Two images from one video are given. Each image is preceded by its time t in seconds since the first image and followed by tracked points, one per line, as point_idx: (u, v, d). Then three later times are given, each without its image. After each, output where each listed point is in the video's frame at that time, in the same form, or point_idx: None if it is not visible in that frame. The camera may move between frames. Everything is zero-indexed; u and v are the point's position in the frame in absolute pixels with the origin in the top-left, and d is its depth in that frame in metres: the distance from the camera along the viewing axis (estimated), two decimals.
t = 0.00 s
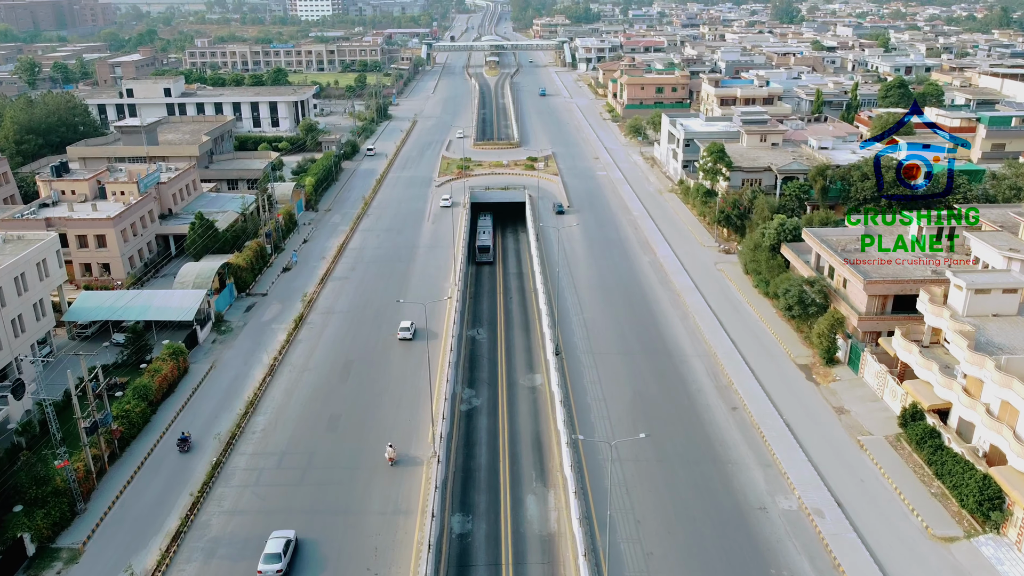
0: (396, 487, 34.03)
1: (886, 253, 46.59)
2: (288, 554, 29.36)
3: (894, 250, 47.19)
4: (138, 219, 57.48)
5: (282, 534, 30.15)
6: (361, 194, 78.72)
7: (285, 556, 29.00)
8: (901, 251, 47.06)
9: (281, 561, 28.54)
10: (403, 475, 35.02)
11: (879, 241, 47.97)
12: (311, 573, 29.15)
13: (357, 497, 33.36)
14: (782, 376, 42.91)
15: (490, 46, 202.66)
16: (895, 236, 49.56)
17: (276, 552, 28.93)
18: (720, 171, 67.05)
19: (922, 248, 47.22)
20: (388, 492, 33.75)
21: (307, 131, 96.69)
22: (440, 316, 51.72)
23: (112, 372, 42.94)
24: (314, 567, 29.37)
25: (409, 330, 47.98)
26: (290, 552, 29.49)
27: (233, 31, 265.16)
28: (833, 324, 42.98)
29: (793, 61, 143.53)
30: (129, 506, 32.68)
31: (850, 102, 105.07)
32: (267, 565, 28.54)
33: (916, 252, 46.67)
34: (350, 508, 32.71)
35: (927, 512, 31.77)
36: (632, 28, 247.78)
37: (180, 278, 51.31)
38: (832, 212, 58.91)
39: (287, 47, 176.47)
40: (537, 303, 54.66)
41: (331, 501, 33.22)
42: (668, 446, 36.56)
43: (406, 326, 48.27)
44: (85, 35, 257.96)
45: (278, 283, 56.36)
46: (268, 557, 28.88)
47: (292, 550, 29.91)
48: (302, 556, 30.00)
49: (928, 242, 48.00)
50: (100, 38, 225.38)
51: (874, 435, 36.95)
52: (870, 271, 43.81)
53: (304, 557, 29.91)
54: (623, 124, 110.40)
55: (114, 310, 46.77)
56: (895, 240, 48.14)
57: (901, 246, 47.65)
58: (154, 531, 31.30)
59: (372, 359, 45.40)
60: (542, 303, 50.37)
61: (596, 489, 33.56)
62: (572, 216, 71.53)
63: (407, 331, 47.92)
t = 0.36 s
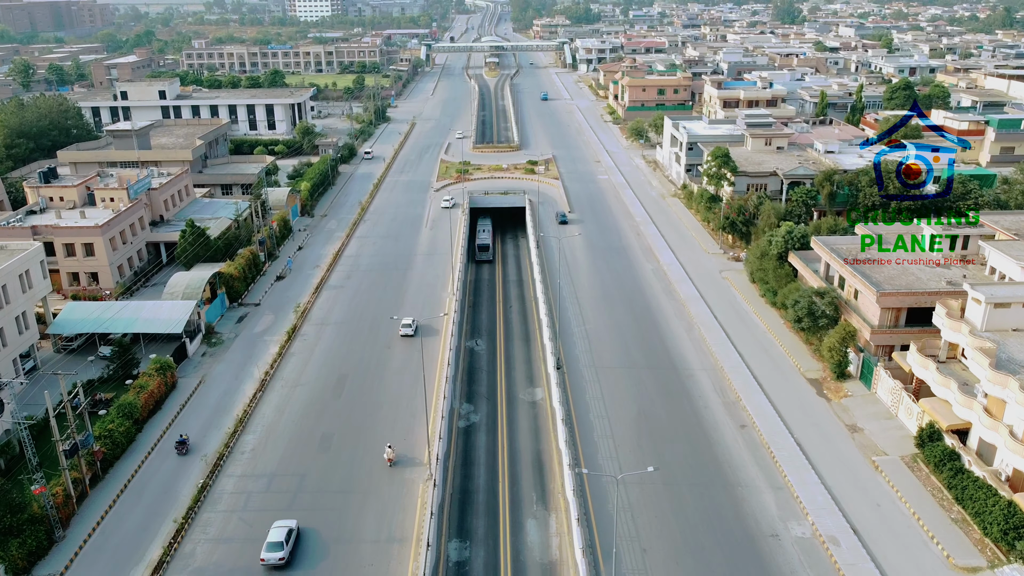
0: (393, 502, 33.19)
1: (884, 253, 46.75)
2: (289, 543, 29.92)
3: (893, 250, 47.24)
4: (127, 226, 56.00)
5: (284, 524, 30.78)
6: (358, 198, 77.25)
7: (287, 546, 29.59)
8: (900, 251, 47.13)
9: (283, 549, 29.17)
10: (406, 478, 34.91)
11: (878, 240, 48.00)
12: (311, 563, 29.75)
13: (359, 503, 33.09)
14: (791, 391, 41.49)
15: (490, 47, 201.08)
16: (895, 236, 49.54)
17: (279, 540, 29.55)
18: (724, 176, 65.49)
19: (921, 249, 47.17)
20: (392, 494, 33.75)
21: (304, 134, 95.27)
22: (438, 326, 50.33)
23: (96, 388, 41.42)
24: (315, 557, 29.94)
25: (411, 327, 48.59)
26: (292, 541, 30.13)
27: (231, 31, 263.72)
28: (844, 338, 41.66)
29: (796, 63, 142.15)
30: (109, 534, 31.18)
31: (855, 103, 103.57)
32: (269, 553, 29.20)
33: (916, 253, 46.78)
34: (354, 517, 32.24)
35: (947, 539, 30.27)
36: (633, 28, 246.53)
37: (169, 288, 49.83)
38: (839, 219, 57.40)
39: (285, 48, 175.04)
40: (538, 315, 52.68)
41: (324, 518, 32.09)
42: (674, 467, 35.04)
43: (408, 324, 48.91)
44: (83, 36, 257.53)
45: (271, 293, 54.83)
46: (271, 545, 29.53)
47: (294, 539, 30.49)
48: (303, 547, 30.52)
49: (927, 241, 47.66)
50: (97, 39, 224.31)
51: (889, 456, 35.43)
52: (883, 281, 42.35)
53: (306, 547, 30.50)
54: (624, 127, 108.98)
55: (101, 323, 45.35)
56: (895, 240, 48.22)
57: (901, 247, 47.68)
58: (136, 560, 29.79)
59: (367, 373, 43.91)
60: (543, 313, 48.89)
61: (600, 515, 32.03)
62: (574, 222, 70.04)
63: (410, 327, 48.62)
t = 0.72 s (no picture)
0: (390, 510, 32.80)
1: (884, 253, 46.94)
2: (291, 533, 30.59)
3: (893, 250, 47.39)
4: (117, 234, 54.48)
5: (286, 514, 31.39)
6: (355, 204, 75.76)
7: (289, 534, 30.25)
8: (901, 251, 47.33)
9: (285, 538, 29.79)
10: (405, 475, 35.19)
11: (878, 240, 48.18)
12: (312, 552, 30.38)
13: (361, 499, 33.48)
14: (801, 407, 39.93)
15: (490, 48, 199.60)
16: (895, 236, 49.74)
17: (281, 530, 30.18)
18: (729, 181, 63.86)
19: (921, 248, 47.30)
20: (388, 494, 33.85)
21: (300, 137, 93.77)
22: (434, 337, 48.81)
23: (79, 406, 39.76)
24: (316, 546, 30.57)
25: (413, 323, 49.02)
26: (294, 530, 30.77)
27: (230, 33, 262.48)
28: (856, 352, 40.08)
29: (799, 64, 140.64)
30: (89, 563, 29.68)
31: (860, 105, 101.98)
32: (272, 542, 29.81)
33: (916, 252, 46.98)
34: (358, 512, 32.63)
35: (970, 570, 28.76)
36: (633, 29, 245.07)
37: (158, 299, 48.31)
38: (848, 226, 55.81)
39: (283, 50, 173.57)
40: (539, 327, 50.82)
41: (321, 520, 32.13)
42: (682, 492, 33.46)
43: (410, 320, 49.50)
44: (81, 37, 256.28)
45: (264, 303, 53.28)
46: (273, 534, 30.14)
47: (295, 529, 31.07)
48: (304, 536, 31.15)
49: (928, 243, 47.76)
50: (95, 40, 223.25)
51: (906, 478, 33.89)
52: (897, 293, 40.84)
53: (307, 537, 31.20)
54: (626, 129, 107.45)
55: (86, 336, 43.89)
56: (896, 239, 48.44)
57: (901, 247, 47.88)
58: None
59: (361, 389, 42.33)
60: (544, 325, 47.32)
61: (604, 543, 30.48)
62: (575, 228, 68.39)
63: (411, 324, 49.14)
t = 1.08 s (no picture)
0: (384, 509, 33.18)
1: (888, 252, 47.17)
2: (293, 523, 31.38)
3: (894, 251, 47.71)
4: (105, 243, 52.96)
5: (287, 505, 32.19)
6: (351, 209, 74.26)
7: (290, 525, 30.99)
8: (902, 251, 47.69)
9: (287, 528, 30.56)
10: (404, 476, 35.57)
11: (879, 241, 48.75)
12: (314, 540, 31.28)
13: (361, 498, 33.87)
14: (812, 425, 38.41)
15: (489, 49, 198.34)
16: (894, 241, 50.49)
17: (283, 520, 30.96)
18: (734, 188, 62.23)
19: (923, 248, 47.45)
20: (389, 494, 34.24)
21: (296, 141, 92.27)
22: (430, 349, 47.34)
23: (62, 425, 38.26)
24: (317, 536, 31.39)
25: (415, 320, 49.67)
26: (295, 521, 31.56)
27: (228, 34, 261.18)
28: (869, 368, 38.43)
29: (802, 65, 139.29)
30: None
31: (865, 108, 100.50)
32: (274, 532, 30.59)
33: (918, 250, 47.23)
34: (355, 508, 33.15)
35: None
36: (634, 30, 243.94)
37: (146, 311, 46.79)
38: (857, 235, 54.34)
39: (281, 51, 172.10)
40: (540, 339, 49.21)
41: (322, 511, 32.96)
42: (690, 518, 31.90)
43: (412, 317, 50.06)
44: (79, 39, 255.06)
45: (256, 314, 51.75)
46: (275, 525, 30.90)
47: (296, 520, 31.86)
48: (305, 527, 31.97)
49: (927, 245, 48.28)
50: (91, 42, 221.86)
51: (924, 503, 32.41)
52: (910, 306, 39.39)
53: (308, 528, 32.01)
54: (628, 132, 106.02)
55: (69, 350, 42.39)
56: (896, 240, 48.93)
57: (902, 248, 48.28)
58: None
59: (355, 406, 40.97)
60: (544, 339, 45.83)
61: None
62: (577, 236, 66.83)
63: (413, 321, 49.69)
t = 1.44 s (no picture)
0: (378, 502, 33.88)
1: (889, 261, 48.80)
2: (294, 514, 32.23)
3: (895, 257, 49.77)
4: (93, 252, 51.43)
5: (289, 496, 33.11)
6: (348, 215, 72.84)
7: (292, 516, 31.85)
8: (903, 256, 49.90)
9: (289, 519, 31.46)
10: (403, 476, 35.78)
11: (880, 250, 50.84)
12: (315, 531, 32.12)
13: (363, 496, 34.31)
14: (822, 444, 36.95)
15: (489, 50, 196.87)
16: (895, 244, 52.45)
17: (284, 511, 31.82)
18: (739, 194, 60.65)
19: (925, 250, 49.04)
20: (390, 492, 34.70)
21: (292, 145, 90.81)
22: (427, 363, 45.77)
23: (43, 445, 36.73)
24: (318, 526, 32.29)
25: (417, 318, 50.20)
26: (296, 511, 32.46)
27: (226, 35, 260.09)
28: (884, 386, 36.81)
29: (805, 67, 137.84)
30: None
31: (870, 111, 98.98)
32: (276, 523, 31.46)
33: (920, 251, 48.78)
34: (354, 504, 33.71)
35: None
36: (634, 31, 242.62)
37: (133, 323, 45.24)
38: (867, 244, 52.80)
39: (279, 53, 170.60)
40: (540, 353, 47.57)
41: (323, 504, 33.74)
42: (698, 548, 30.38)
43: (413, 314, 50.56)
44: (76, 40, 254.04)
45: (248, 326, 50.22)
46: (277, 515, 31.78)
47: (297, 511, 32.73)
48: (306, 517, 32.85)
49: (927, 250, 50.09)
50: (88, 43, 220.59)
51: (944, 531, 30.89)
52: (926, 321, 37.89)
53: (308, 519, 32.81)
54: (629, 136, 104.57)
55: (53, 365, 40.89)
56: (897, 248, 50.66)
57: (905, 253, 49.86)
58: None
59: (349, 425, 39.51)
60: (545, 354, 44.34)
61: None
62: (578, 244, 65.11)
63: (415, 318, 50.17)
